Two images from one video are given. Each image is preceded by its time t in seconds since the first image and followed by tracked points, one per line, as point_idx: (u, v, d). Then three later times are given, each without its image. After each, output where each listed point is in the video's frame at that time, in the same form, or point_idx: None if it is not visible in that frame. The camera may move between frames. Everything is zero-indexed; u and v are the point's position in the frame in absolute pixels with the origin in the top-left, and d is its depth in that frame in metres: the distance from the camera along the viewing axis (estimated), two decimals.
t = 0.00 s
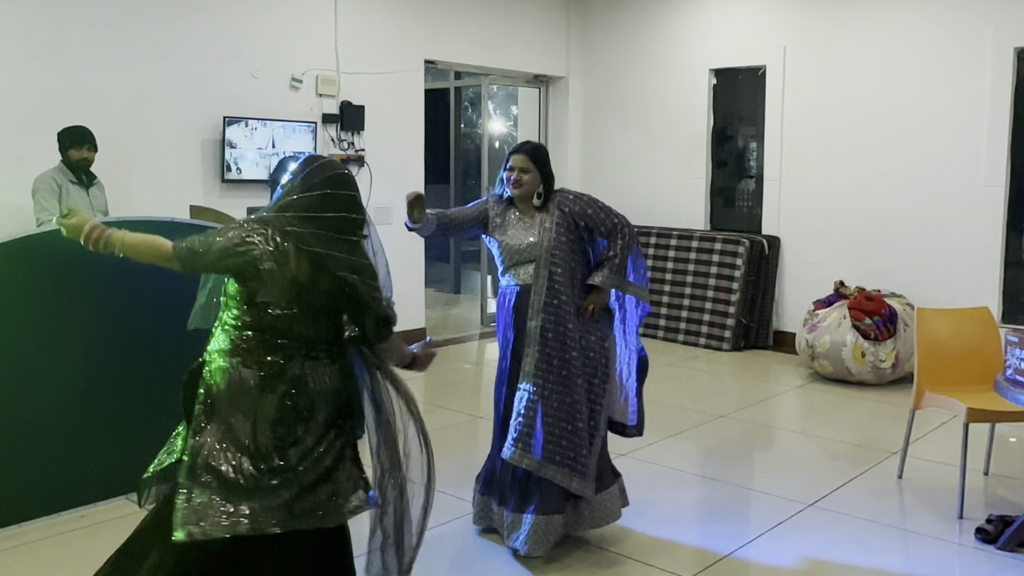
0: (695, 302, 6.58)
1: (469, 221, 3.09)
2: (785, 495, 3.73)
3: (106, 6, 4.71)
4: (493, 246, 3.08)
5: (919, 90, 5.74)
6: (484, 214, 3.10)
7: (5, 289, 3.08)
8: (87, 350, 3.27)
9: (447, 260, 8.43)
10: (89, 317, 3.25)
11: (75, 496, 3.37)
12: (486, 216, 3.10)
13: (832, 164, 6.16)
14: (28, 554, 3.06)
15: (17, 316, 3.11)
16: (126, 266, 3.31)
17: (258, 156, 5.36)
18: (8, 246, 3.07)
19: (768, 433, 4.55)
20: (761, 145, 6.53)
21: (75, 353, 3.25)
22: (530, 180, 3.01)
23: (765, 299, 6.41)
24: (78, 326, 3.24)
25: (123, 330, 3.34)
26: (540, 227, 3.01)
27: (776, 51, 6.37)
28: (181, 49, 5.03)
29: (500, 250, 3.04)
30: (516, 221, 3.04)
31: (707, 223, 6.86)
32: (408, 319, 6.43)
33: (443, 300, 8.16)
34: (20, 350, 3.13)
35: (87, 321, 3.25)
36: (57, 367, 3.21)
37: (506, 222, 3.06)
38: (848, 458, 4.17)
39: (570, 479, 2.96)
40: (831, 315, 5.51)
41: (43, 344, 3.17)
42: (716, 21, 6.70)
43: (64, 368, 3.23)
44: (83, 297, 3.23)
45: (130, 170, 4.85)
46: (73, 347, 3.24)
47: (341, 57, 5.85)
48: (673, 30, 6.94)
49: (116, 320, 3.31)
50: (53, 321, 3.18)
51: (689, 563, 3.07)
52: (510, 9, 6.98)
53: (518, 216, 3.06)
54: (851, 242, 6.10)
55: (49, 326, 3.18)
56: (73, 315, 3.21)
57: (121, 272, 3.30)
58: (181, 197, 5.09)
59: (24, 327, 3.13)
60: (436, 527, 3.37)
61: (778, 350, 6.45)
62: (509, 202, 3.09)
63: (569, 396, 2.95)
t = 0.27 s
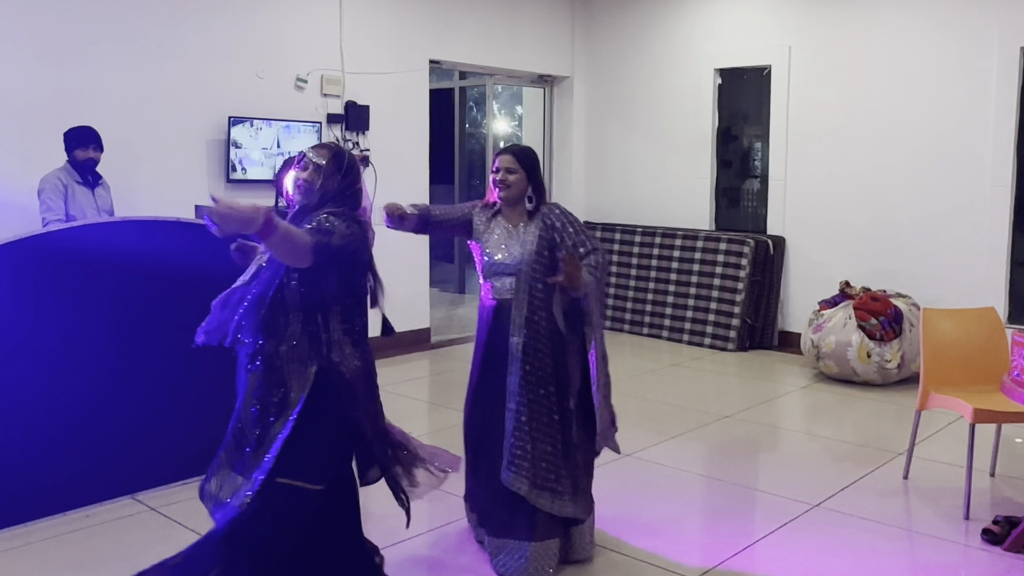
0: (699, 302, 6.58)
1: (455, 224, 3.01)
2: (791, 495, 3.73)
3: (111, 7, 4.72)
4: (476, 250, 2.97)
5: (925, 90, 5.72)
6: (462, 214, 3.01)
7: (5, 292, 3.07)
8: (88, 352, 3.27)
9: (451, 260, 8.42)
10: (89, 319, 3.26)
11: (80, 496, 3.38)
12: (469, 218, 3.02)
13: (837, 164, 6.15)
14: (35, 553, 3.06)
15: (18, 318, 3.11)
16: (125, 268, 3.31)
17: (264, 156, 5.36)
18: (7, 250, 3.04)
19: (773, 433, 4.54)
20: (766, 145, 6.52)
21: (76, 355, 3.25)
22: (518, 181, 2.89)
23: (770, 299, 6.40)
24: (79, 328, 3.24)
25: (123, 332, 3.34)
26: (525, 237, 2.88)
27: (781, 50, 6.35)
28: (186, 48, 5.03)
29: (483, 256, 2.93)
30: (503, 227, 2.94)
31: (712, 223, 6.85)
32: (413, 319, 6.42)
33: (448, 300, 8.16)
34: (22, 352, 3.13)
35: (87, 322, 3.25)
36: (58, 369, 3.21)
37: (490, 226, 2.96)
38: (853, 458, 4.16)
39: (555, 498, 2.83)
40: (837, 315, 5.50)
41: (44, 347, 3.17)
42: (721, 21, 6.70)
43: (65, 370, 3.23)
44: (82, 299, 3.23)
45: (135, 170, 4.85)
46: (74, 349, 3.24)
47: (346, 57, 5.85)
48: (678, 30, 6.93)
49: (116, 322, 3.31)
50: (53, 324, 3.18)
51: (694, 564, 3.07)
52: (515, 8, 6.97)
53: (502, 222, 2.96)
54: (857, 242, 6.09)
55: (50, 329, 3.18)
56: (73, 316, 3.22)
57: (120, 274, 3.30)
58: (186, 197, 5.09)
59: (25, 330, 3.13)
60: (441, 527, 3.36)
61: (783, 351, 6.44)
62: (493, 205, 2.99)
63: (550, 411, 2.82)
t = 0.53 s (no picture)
0: (703, 302, 6.58)
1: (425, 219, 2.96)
2: (794, 496, 3.72)
3: (116, 8, 4.73)
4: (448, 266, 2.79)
5: (930, 91, 5.71)
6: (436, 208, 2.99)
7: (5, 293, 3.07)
8: (89, 352, 3.27)
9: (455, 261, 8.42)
10: (89, 319, 3.25)
11: (86, 497, 3.38)
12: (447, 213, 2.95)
13: (841, 165, 6.14)
14: (38, 553, 3.06)
15: (19, 320, 3.11)
16: (124, 266, 3.31)
17: (267, 156, 5.37)
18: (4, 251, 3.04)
19: (777, 434, 4.53)
20: (770, 146, 6.51)
21: (78, 356, 3.25)
22: (490, 182, 2.78)
23: (774, 299, 6.39)
24: (80, 329, 3.24)
25: (123, 331, 3.34)
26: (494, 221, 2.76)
27: (785, 51, 6.35)
28: (191, 49, 5.04)
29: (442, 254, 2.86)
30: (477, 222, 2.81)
31: (716, 223, 6.85)
32: (416, 320, 6.43)
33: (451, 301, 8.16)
34: (24, 354, 3.13)
35: (87, 323, 3.25)
36: (61, 369, 3.21)
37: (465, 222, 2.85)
38: (857, 459, 4.16)
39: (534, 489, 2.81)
40: (841, 316, 5.48)
41: (46, 347, 3.17)
42: (725, 21, 6.69)
43: (67, 370, 3.23)
44: (83, 298, 3.23)
45: (139, 170, 4.86)
46: (75, 350, 3.24)
47: (349, 57, 5.86)
48: (682, 31, 6.93)
49: (116, 321, 3.32)
50: (54, 325, 3.18)
51: (698, 565, 3.07)
52: (519, 9, 6.98)
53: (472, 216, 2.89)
54: (861, 243, 6.08)
55: (51, 330, 3.18)
56: (73, 316, 3.22)
57: (120, 273, 3.30)
58: (190, 198, 5.10)
59: (25, 332, 3.13)
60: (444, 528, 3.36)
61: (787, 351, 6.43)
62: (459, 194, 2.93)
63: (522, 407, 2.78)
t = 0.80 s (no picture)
0: (707, 303, 6.58)
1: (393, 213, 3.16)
2: (799, 497, 3.72)
3: (121, 8, 4.74)
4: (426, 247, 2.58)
5: (935, 91, 5.70)
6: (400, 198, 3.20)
7: (7, 294, 3.06)
8: (92, 352, 3.27)
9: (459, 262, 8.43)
10: (91, 318, 3.25)
11: (91, 496, 3.38)
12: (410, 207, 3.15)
13: (846, 165, 6.13)
14: (45, 553, 3.07)
15: (22, 321, 3.10)
16: (125, 265, 3.31)
17: (272, 156, 5.38)
18: (5, 252, 3.04)
19: (782, 435, 4.53)
20: (774, 146, 6.51)
21: (80, 355, 3.25)
22: (452, 177, 3.05)
23: (778, 300, 6.38)
24: (82, 328, 3.24)
25: (125, 330, 3.34)
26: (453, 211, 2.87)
27: (790, 51, 6.34)
28: (195, 50, 5.05)
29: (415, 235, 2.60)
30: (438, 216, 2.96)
31: (720, 224, 6.84)
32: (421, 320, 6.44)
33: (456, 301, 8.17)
34: (27, 355, 3.13)
35: (91, 321, 3.26)
36: (64, 369, 3.21)
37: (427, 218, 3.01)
38: (862, 460, 4.15)
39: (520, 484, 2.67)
40: (845, 317, 5.47)
41: (49, 348, 3.17)
42: (729, 21, 6.69)
43: (70, 369, 3.23)
44: (85, 298, 3.23)
45: (144, 170, 4.87)
46: (78, 349, 3.24)
47: (354, 58, 5.86)
48: (686, 31, 6.93)
49: (118, 320, 3.32)
50: (57, 325, 3.18)
51: (702, 566, 3.06)
52: (522, 9, 6.98)
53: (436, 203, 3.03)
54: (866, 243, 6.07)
55: (54, 331, 3.18)
56: (76, 316, 3.22)
57: (121, 272, 3.30)
58: (195, 198, 5.11)
59: (28, 333, 3.12)
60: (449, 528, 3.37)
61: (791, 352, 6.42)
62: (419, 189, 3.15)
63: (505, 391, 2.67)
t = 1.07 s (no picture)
0: (712, 303, 6.57)
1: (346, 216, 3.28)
2: (803, 497, 3.71)
3: (126, 9, 4.75)
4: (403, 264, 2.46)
5: (940, 91, 5.69)
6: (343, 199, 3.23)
7: (10, 296, 3.08)
8: (96, 353, 3.28)
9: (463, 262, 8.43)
10: (95, 320, 3.26)
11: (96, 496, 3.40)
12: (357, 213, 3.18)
13: (850, 165, 6.12)
14: (51, 551, 3.09)
15: (25, 323, 3.12)
16: (130, 266, 3.31)
17: (277, 157, 5.39)
18: (7, 254, 3.04)
19: (785, 435, 4.52)
20: (779, 146, 6.50)
21: (84, 357, 3.26)
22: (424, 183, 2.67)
23: (783, 300, 6.38)
24: (85, 330, 3.25)
25: (129, 331, 3.34)
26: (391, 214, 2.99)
27: (794, 50, 6.33)
28: (200, 50, 5.06)
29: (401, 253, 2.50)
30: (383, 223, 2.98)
31: (725, 224, 6.84)
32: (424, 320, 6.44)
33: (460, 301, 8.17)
34: (31, 356, 3.14)
35: (95, 322, 3.26)
36: (68, 371, 3.22)
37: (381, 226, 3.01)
38: (866, 460, 4.14)
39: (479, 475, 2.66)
40: (849, 317, 5.47)
41: (53, 350, 3.19)
42: (734, 21, 6.68)
43: (74, 371, 3.24)
44: (88, 299, 3.24)
45: (148, 170, 4.87)
46: (81, 351, 3.25)
47: (358, 58, 5.87)
48: (690, 31, 6.92)
49: (122, 322, 3.32)
50: (61, 327, 3.19)
51: (706, 567, 3.05)
52: (527, 10, 6.98)
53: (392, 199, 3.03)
54: (870, 244, 6.06)
55: (57, 332, 3.19)
56: (79, 318, 3.23)
57: (124, 274, 3.30)
58: (199, 198, 5.11)
59: (32, 334, 3.14)
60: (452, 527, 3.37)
61: (796, 352, 6.41)
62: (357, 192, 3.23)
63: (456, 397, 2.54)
